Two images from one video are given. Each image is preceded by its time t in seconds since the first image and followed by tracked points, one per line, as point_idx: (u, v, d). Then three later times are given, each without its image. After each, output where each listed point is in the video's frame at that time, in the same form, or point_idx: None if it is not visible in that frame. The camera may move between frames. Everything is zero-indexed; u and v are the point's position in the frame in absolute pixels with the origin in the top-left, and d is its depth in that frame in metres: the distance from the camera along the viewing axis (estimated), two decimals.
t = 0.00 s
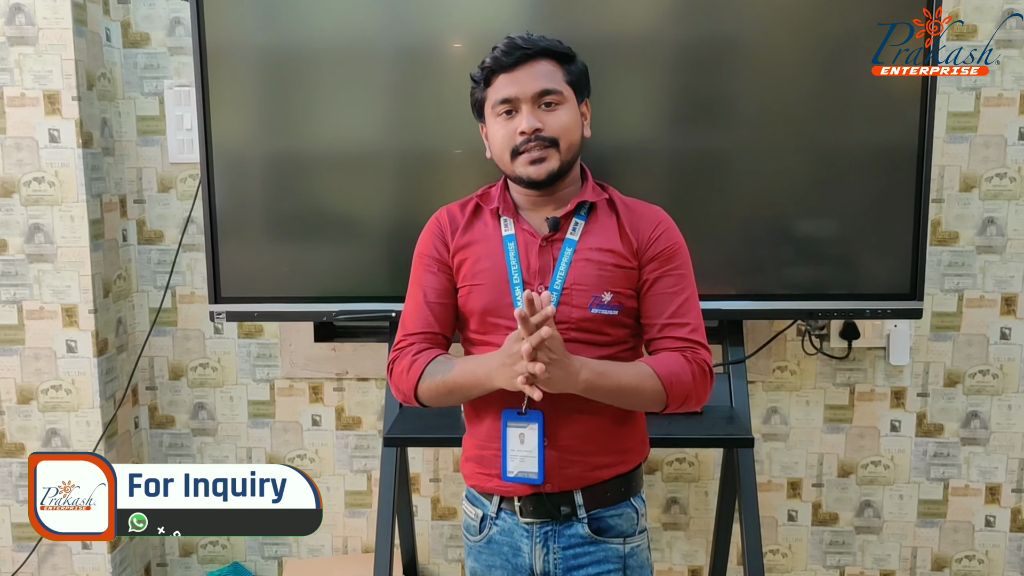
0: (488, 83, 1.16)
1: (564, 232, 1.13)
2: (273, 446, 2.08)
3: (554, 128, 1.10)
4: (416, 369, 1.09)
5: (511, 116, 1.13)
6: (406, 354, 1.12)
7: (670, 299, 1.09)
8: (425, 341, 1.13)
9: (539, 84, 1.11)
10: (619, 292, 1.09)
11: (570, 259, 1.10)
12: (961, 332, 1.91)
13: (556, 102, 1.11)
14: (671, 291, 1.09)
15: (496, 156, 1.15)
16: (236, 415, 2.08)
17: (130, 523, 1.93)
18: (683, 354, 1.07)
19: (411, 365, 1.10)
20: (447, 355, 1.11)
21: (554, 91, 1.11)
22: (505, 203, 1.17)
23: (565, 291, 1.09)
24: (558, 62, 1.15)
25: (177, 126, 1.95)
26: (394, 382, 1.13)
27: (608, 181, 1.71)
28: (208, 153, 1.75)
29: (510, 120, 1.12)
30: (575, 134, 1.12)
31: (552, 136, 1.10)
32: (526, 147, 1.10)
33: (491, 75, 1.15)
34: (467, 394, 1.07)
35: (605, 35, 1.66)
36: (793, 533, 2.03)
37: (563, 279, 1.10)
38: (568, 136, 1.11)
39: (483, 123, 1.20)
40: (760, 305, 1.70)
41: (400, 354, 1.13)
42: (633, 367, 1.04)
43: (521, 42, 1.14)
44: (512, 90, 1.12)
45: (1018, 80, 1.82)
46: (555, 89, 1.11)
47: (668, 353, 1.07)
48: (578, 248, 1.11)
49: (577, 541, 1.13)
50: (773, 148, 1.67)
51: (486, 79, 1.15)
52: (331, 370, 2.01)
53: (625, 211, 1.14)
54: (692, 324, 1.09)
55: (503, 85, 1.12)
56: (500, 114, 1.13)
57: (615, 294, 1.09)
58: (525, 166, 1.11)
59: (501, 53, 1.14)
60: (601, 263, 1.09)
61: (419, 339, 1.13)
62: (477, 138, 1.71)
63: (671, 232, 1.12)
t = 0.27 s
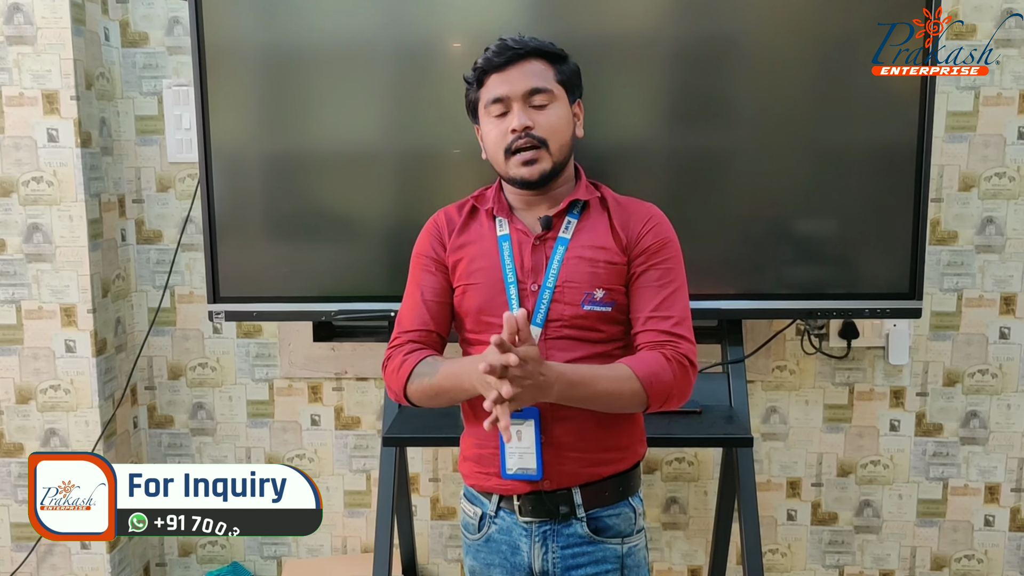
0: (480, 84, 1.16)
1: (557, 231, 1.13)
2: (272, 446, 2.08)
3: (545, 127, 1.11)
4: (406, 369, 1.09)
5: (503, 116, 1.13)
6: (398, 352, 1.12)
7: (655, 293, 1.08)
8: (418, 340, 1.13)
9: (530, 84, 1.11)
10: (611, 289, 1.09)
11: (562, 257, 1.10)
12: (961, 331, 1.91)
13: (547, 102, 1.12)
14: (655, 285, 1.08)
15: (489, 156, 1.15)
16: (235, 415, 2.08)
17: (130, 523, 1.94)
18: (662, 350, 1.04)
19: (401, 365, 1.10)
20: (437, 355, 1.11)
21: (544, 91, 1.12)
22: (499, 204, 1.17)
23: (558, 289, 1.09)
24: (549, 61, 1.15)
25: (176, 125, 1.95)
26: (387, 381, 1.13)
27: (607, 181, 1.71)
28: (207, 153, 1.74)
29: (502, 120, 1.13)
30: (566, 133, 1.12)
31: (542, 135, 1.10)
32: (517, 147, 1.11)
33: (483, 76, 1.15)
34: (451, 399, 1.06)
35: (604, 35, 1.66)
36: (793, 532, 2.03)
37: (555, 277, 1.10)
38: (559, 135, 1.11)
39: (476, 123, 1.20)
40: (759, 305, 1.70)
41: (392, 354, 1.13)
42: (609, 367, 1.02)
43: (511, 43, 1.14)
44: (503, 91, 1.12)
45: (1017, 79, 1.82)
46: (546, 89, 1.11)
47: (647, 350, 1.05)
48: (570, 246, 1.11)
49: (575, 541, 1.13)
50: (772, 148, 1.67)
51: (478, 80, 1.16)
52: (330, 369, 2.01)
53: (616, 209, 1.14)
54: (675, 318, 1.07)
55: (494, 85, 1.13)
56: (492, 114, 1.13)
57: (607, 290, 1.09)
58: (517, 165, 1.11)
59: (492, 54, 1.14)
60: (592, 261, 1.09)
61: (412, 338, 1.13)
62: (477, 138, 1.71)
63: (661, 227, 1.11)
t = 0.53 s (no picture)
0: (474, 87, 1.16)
1: (549, 229, 1.14)
2: (273, 444, 2.08)
3: (537, 131, 1.10)
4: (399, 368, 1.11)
5: (496, 119, 1.13)
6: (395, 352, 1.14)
7: (634, 284, 1.05)
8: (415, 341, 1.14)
9: (521, 87, 1.11)
10: (600, 285, 1.08)
11: (552, 254, 1.10)
12: (961, 330, 1.91)
13: (539, 105, 1.11)
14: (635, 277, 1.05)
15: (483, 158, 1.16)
16: (235, 413, 2.08)
17: (130, 523, 1.93)
18: (634, 341, 1.02)
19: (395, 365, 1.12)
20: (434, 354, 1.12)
21: (536, 94, 1.11)
22: (494, 204, 1.18)
23: (548, 287, 1.09)
24: (543, 63, 1.14)
25: (176, 123, 1.95)
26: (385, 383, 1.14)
27: (607, 179, 1.71)
28: (207, 152, 1.74)
29: (495, 123, 1.13)
30: (558, 136, 1.12)
31: (533, 139, 1.10)
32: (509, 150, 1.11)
33: (477, 79, 1.15)
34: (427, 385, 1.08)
35: (604, 33, 1.66)
36: (793, 531, 2.03)
37: (545, 275, 1.10)
38: (551, 139, 1.11)
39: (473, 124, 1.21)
40: (759, 303, 1.69)
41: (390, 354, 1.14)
42: (576, 352, 1.00)
43: (504, 45, 1.14)
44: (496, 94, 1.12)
45: (1018, 77, 1.82)
46: (538, 92, 1.11)
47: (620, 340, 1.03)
48: (560, 243, 1.11)
49: (575, 537, 1.13)
50: (772, 146, 1.67)
51: (472, 83, 1.16)
52: (331, 368, 2.01)
53: (606, 204, 1.12)
54: (653, 310, 1.04)
55: (487, 89, 1.13)
56: (485, 117, 1.14)
57: (596, 287, 1.08)
58: (509, 168, 1.11)
59: (484, 57, 1.14)
60: (581, 257, 1.08)
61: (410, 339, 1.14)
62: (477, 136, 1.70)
63: (651, 220, 1.09)
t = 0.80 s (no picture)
0: (490, 71, 1.16)
1: (550, 226, 1.14)
2: (273, 442, 2.08)
3: (546, 121, 1.10)
4: (396, 356, 1.10)
5: (507, 105, 1.13)
6: (392, 342, 1.13)
7: (639, 283, 1.05)
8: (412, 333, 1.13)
9: (537, 77, 1.11)
10: (601, 283, 1.08)
11: (553, 252, 1.10)
12: (961, 328, 1.91)
13: (552, 97, 1.12)
14: (641, 276, 1.05)
15: (489, 143, 1.16)
16: (235, 411, 2.08)
17: (130, 523, 1.93)
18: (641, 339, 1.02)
19: (390, 355, 1.11)
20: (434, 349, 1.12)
21: (550, 85, 1.12)
22: (496, 199, 1.18)
23: (548, 283, 1.09)
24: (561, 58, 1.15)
25: (176, 121, 1.94)
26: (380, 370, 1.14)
27: (607, 177, 1.71)
28: (207, 149, 1.74)
29: (506, 109, 1.13)
30: (567, 130, 1.12)
31: (542, 129, 1.10)
32: (516, 136, 1.11)
33: (495, 63, 1.15)
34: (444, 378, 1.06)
35: (604, 31, 1.65)
36: (793, 529, 2.03)
37: (546, 271, 1.09)
38: (558, 130, 1.11)
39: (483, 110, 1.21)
40: (759, 302, 1.69)
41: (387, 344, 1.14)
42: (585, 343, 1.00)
43: (525, 34, 1.14)
44: (511, 80, 1.13)
45: (1018, 75, 1.82)
46: (552, 84, 1.11)
47: (627, 335, 1.02)
48: (561, 241, 1.10)
49: (571, 536, 1.13)
50: (772, 145, 1.67)
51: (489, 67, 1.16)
52: (330, 366, 2.01)
53: (608, 203, 1.12)
54: (659, 309, 1.04)
55: (502, 73, 1.13)
56: (497, 102, 1.14)
57: (597, 285, 1.08)
58: (514, 154, 1.11)
59: (504, 43, 1.14)
60: (582, 255, 1.08)
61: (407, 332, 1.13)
62: (477, 134, 1.70)
63: (654, 220, 1.09)
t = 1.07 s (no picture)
0: (509, 66, 1.15)
1: (561, 226, 1.13)
2: (273, 441, 2.08)
3: (570, 119, 1.10)
4: (416, 346, 1.07)
5: (529, 101, 1.12)
6: (403, 334, 1.09)
7: (664, 286, 1.09)
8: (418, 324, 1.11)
9: (561, 76, 1.11)
10: (616, 283, 1.09)
11: (567, 251, 1.10)
12: (961, 328, 1.91)
13: (574, 97, 1.12)
14: (667, 279, 1.09)
15: (505, 138, 1.14)
16: (236, 411, 2.08)
17: (130, 523, 1.93)
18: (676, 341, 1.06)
19: (408, 344, 1.07)
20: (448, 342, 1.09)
21: (574, 86, 1.12)
22: (503, 196, 1.16)
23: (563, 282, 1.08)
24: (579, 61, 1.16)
25: (176, 121, 1.94)
26: (388, 360, 1.10)
27: (608, 177, 1.71)
28: (208, 149, 1.74)
29: (528, 104, 1.11)
30: (586, 132, 1.13)
31: (566, 127, 1.10)
32: (540, 132, 1.10)
33: (515, 58, 1.14)
34: (471, 365, 1.04)
35: (605, 31, 1.66)
36: (793, 528, 2.03)
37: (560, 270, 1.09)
38: (581, 130, 1.11)
39: (495, 105, 1.19)
40: (760, 302, 1.70)
41: (394, 334, 1.11)
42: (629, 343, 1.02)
43: (548, 34, 1.14)
44: (534, 77, 1.12)
45: (1019, 75, 1.82)
46: (576, 85, 1.12)
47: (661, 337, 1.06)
48: (575, 240, 1.10)
49: (577, 537, 1.13)
50: (773, 145, 1.67)
51: (508, 61, 1.14)
52: (331, 365, 2.01)
53: (619, 204, 1.14)
54: (684, 311, 1.08)
55: (526, 69, 1.12)
56: (518, 97, 1.12)
57: (612, 285, 1.08)
58: (536, 151, 1.10)
59: (527, 40, 1.13)
60: (598, 254, 1.08)
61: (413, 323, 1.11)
62: (478, 134, 1.70)
63: (665, 223, 1.13)
